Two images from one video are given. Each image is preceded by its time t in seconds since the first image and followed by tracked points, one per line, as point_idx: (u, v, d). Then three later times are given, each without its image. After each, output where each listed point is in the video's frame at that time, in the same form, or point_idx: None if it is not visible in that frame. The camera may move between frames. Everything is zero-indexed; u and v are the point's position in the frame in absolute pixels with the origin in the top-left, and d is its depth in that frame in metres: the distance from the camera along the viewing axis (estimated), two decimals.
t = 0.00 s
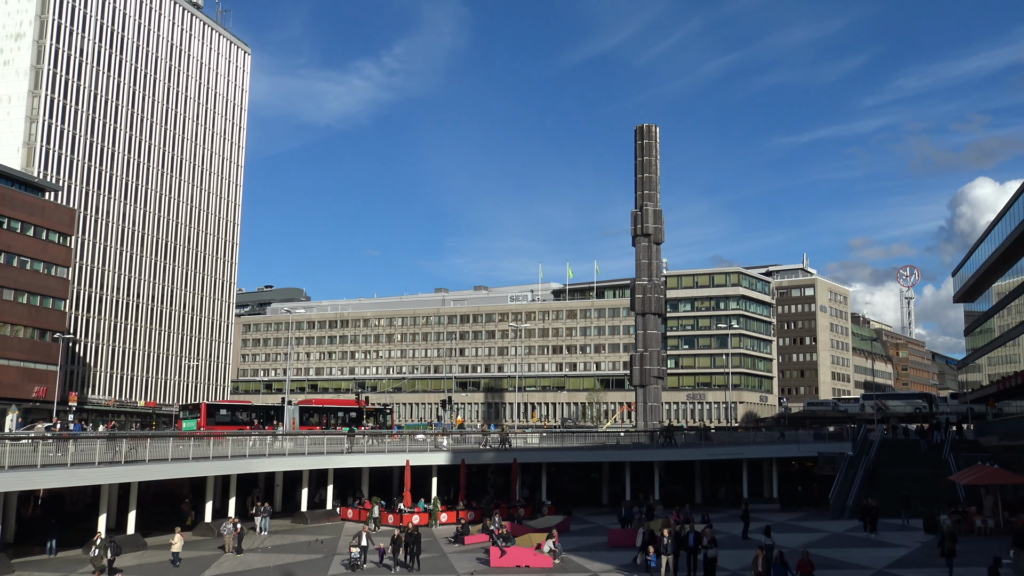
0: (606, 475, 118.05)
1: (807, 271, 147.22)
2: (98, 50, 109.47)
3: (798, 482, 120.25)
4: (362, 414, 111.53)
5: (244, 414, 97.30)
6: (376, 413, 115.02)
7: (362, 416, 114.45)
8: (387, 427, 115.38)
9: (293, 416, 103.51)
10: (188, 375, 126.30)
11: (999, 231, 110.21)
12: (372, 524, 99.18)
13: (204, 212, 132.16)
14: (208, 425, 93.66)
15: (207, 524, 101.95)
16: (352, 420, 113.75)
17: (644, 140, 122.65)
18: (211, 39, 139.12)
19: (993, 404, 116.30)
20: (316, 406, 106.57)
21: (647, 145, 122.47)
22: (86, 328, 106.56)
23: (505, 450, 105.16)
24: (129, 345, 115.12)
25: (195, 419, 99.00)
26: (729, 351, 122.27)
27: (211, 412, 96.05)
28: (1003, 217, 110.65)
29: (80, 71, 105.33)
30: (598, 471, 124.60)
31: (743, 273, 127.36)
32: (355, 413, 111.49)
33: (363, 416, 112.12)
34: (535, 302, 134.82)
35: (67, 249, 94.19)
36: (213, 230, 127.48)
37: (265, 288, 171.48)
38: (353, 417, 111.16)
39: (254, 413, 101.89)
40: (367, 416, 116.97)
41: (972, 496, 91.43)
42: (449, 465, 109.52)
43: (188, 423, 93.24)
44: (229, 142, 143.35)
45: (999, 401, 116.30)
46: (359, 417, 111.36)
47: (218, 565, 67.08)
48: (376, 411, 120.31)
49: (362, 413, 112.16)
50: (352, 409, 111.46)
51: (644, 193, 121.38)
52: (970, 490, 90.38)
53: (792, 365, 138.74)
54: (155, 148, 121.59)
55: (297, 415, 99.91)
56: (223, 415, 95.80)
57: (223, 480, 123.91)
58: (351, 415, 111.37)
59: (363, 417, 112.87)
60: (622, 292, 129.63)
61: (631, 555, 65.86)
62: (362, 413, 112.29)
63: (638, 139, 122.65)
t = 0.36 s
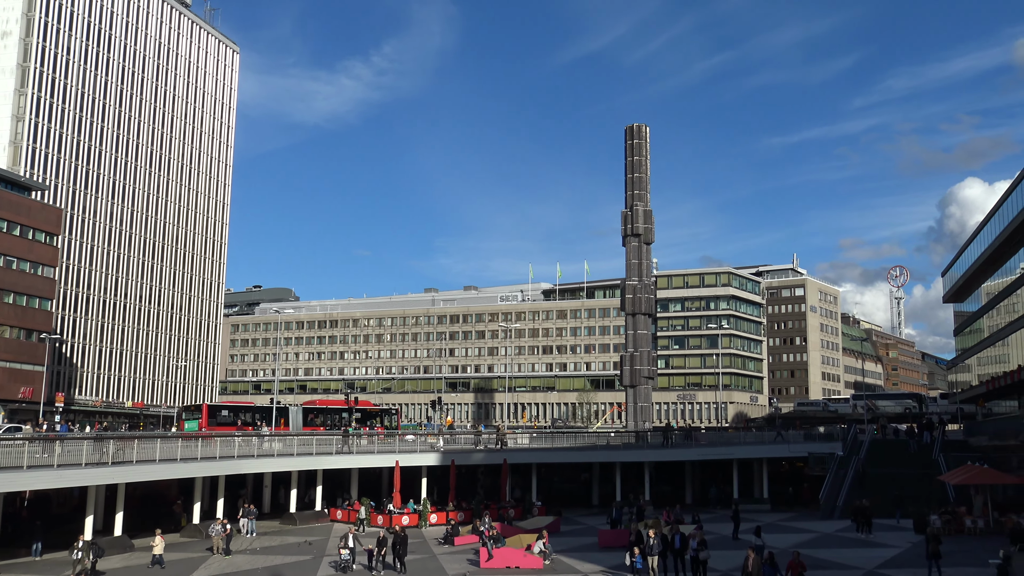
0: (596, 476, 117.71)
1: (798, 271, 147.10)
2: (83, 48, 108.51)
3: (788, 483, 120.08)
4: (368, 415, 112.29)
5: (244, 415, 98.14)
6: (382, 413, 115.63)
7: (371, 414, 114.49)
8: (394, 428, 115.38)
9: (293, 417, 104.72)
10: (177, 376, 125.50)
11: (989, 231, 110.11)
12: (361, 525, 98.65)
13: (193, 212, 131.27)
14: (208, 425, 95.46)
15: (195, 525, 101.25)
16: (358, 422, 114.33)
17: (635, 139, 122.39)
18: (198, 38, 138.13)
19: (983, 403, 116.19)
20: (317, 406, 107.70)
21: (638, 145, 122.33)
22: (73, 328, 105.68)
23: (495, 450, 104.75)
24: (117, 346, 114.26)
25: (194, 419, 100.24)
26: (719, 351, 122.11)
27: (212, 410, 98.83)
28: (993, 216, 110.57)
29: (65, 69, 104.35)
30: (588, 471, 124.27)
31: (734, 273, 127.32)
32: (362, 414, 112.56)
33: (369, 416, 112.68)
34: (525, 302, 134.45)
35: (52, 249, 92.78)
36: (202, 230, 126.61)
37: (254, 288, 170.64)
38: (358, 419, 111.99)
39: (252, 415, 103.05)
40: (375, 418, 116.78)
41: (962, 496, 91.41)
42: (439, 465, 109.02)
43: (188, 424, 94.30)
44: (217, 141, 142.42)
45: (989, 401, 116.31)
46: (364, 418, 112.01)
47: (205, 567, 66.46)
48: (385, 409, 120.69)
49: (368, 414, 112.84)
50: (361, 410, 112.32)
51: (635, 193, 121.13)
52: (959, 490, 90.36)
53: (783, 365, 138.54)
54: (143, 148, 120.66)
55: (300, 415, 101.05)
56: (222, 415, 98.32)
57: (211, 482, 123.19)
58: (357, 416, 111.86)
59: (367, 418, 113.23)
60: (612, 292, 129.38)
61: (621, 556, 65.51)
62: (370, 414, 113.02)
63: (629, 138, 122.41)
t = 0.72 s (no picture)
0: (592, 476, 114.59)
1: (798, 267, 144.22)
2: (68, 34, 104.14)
3: (788, 484, 117.28)
4: (375, 412, 107.71)
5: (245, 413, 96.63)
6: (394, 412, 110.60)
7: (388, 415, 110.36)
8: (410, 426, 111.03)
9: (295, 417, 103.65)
10: (163, 371, 122.31)
11: (994, 228, 107.45)
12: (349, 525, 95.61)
13: (182, 205, 128.14)
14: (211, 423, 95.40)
15: (180, 525, 98.18)
16: (366, 421, 110.34)
17: (633, 132, 119.43)
18: (185, 25, 134.60)
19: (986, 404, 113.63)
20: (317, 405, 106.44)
21: (635, 138, 119.39)
22: (55, 322, 102.37)
23: (488, 450, 101.80)
24: (101, 341, 111.01)
25: (197, 416, 100.45)
26: (718, 349, 119.12)
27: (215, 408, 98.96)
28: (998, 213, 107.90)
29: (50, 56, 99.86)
30: (583, 472, 121.38)
31: (733, 269, 124.63)
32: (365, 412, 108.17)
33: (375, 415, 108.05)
34: (519, 298, 131.63)
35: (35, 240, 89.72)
36: (191, 223, 123.34)
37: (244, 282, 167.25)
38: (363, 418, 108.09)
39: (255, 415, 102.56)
40: (386, 416, 112.33)
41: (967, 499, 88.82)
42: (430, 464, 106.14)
43: (187, 420, 94.02)
44: (205, 132, 139.10)
45: (993, 401, 113.65)
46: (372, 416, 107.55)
47: (189, 568, 63.50)
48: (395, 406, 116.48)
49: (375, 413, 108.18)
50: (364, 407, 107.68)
51: (632, 187, 118.32)
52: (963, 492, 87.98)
53: (782, 364, 135.75)
54: (129, 138, 117.39)
55: (304, 413, 100.19)
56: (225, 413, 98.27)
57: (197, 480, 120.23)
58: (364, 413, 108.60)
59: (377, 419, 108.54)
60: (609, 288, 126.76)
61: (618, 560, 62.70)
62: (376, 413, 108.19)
63: (627, 131, 119.48)
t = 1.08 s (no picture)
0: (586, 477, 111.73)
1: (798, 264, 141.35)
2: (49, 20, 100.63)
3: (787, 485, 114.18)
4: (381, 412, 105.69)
5: (244, 411, 93.91)
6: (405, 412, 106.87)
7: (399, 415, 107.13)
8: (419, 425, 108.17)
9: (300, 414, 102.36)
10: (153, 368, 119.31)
11: (997, 224, 104.71)
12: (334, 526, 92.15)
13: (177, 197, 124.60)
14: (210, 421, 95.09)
15: (162, 527, 94.86)
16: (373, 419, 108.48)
17: (629, 124, 116.62)
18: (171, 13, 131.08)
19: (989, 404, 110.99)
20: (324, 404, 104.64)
21: (632, 130, 116.53)
22: (34, 317, 99.03)
23: (479, 450, 99.30)
24: (87, 338, 107.84)
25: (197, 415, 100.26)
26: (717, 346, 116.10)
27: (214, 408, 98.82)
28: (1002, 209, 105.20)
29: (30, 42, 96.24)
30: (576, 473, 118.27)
31: (731, 266, 121.80)
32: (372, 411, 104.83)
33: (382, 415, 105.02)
34: (512, 294, 128.60)
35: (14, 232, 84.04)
36: (180, 218, 119.89)
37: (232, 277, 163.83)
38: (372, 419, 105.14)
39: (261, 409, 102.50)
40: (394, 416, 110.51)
41: (968, 501, 86.58)
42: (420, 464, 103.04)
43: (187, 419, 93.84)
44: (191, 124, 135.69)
45: (996, 402, 110.97)
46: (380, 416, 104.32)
47: (174, 569, 60.98)
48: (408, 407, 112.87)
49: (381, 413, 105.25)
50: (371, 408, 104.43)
51: (628, 180, 115.46)
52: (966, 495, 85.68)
53: (781, 363, 132.80)
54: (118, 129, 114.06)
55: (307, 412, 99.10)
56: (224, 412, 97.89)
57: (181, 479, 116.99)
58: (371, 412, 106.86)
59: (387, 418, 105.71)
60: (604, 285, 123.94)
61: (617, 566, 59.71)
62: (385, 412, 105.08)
63: (623, 123, 116.61)
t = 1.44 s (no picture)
0: (580, 480, 108.70)
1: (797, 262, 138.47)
2: (27, 7, 97.55)
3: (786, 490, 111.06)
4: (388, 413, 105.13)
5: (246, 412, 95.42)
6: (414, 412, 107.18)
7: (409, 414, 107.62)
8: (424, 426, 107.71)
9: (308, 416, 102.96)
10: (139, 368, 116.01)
11: (1003, 222, 101.77)
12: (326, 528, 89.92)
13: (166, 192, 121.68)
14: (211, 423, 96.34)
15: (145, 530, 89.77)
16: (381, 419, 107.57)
17: (626, 119, 113.77)
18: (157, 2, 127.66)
19: (993, 407, 108.12)
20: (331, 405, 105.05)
21: (628, 125, 113.56)
22: (11, 315, 95.80)
23: (471, 452, 96.37)
24: (68, 335, 104.73)
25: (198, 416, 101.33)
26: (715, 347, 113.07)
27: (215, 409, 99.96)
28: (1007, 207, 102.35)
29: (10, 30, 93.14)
30: (570, 476, 115.13)
31: (729, 264, 118.84)
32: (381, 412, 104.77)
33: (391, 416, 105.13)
34: (504, 293, 125.60)
35: None
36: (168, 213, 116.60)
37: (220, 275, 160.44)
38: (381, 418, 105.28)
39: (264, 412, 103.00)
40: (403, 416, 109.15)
41: (971, 506, 83.96)
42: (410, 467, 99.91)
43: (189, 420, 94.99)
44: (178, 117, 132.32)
45: (999, 404, 108.12)
46: (387, 417, 103.73)
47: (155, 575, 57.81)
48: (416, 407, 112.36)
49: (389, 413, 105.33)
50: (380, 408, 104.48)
51: (624, 176, 112.50)
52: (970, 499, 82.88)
53: (779, 365, 129.72)
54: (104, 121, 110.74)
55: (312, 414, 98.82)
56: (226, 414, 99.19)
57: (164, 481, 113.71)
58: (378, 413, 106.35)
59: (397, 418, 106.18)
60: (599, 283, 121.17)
61: None
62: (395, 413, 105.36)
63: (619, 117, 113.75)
